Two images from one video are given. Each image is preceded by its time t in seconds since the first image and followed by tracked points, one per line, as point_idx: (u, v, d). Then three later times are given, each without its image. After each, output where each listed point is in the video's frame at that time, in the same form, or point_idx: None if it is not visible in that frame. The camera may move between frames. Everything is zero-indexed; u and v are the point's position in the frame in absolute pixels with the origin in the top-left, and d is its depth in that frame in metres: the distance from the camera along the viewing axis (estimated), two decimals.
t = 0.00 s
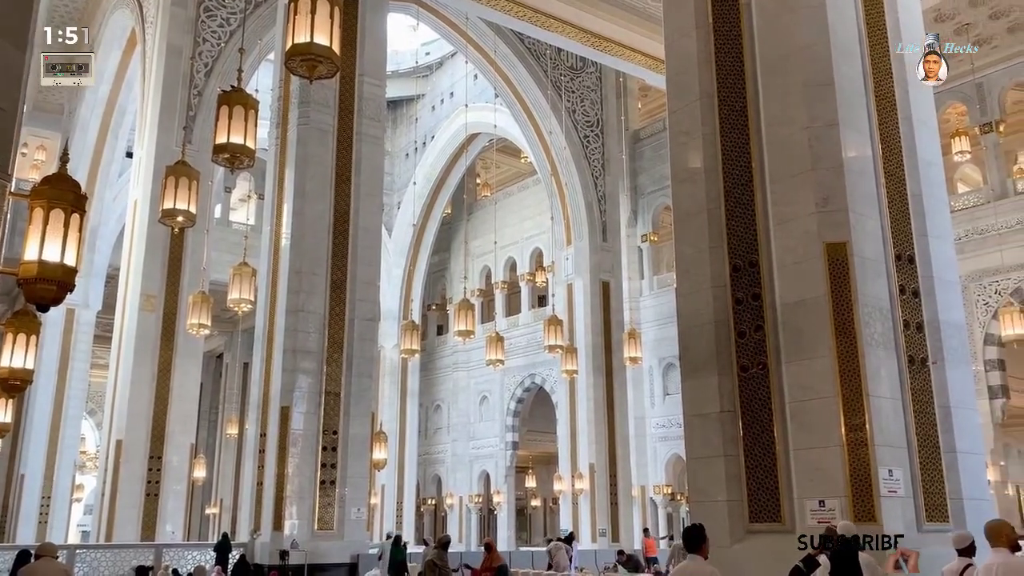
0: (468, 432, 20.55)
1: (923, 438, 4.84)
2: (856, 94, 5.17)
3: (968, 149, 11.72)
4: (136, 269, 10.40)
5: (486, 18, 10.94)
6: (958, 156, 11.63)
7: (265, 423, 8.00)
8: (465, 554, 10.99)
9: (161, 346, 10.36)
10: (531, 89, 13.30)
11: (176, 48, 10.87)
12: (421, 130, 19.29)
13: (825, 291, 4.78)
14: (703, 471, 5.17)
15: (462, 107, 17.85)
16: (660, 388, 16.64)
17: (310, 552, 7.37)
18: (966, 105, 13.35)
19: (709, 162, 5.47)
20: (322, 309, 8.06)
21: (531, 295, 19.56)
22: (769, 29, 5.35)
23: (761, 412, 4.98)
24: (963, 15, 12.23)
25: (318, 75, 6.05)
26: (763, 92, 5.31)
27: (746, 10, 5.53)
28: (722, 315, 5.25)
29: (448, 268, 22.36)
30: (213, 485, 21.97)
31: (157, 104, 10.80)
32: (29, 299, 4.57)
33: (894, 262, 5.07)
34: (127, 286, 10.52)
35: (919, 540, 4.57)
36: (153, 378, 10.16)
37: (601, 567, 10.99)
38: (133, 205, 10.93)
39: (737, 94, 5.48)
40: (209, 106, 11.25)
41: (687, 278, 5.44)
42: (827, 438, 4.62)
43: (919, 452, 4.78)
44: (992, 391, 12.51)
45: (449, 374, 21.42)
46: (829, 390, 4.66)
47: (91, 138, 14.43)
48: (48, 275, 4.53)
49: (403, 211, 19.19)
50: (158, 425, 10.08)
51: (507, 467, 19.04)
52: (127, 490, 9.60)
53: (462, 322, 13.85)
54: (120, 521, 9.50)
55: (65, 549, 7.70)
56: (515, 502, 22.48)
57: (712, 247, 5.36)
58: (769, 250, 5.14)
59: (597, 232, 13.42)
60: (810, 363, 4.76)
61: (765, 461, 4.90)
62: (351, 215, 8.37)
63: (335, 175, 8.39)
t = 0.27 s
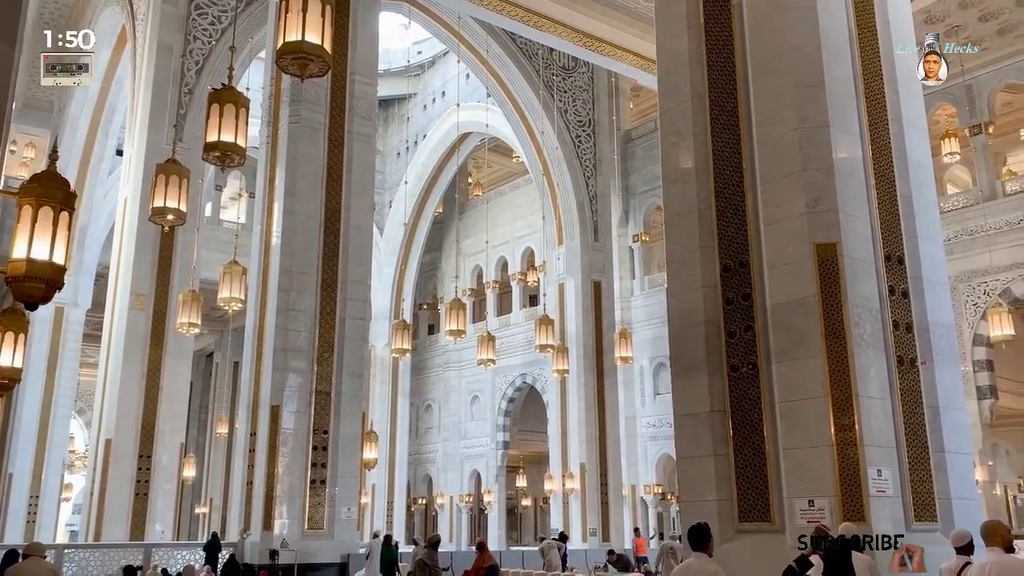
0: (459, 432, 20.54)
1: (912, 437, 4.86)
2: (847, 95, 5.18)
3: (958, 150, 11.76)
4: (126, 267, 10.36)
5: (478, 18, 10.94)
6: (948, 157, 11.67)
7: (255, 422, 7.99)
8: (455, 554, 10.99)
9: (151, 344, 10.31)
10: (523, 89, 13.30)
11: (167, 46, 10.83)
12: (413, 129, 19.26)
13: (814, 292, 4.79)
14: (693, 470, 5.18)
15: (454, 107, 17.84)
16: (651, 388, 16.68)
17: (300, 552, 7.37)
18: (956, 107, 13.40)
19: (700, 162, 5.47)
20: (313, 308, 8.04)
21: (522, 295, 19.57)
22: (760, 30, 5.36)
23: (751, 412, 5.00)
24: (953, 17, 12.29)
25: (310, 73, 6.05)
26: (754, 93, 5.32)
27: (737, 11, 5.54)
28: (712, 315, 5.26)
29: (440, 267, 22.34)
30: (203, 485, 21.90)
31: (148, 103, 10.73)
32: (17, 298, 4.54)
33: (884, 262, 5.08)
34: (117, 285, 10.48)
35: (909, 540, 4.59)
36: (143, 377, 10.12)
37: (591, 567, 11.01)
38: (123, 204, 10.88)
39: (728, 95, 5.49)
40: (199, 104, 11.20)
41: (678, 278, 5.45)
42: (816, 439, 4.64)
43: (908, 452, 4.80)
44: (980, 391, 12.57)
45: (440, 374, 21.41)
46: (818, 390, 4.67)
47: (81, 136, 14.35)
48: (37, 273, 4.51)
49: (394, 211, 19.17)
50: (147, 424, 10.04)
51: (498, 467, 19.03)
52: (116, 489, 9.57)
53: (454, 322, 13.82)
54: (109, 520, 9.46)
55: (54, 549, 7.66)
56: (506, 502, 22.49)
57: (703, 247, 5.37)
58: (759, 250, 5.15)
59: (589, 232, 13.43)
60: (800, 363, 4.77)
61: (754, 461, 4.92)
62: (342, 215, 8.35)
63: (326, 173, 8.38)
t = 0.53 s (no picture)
0: (448, 431, 20.53)
1: (898, 438, 4.89)
2: (835, 97, 5.21)
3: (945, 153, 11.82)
4: (113, 265, 10.30)
5: (468, 17, 10.94)
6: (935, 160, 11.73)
7: (242, 421, 7.96)
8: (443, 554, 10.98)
9: (138, 343, 10.25)
10: (513, 89, 13.30)
11: (155, 43, 10.77)
12: (403, 128, 19.23)
13: (802, 293, 4.81)
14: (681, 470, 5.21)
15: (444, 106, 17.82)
16: (639, 388, 16.72)
17: (288, 552, 7.36)
18: (943, 110, 13.49)
19: (689, 163, 5.51)
20: (301, 307, 8.02)
21: (511, 294, 19.58)
22: (749, 32, 5.38)
23: (739, 412, 5.01)
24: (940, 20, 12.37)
25: (299, 72, 6.03)
26: (743, 94, 5.34)
27: (727, 13, 5.56)
28: (700, 315, 5.30)
29: (429, 267, 22.31)
30: (190, 484, 21.79)
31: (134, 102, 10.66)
32: (3, 295, 4.51)
33: (871, 264, 5.11)
34: (104, 283, 10.42)
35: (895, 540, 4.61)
36: (129, 376, 10.07)
37: (579, 567, 11.02)
38: (110, 201, 10.82)
39: (717, 96, 5.51)
40: (188, 102, 11.15)
41: (667, 279, 5.47)
42: (803, 439, 4.66)
43: (894, 453, 4.83)
44: (966, 392, 12.64)
45: (429, 373, 21.40)
46: (805, 391, 4.70)
47: (68, 133, 14.25)
48: (23, 271, 4.48)
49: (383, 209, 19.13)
50: (134, 423, 9.99)
51: (486, 466, 19.03)
52: (102, 488, 9.52)
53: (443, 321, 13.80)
54: (95, 519, 9.41)
55: (38, 549, 7.61)
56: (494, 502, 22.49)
57: (692, 248, 5.40)
58: (747, 251, 5.17)
59: (578, 232, 13.44)
60: (787, 364, 4.79)
61: (741, 461, 4.94)
62: (331, 214, 8.34)
63: (314, 172, 8.35)
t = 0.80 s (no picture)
0: (436, 431, 20.51)
1: (884, 438, 4.92)
2: (822, 98, 5.24)
3: (931, 155, 11.89)
4: (99, 263, 10.24)
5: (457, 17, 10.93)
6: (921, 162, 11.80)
7: (229, 420, 7.93)
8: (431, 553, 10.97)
9: (125, 340, 10.20)
10: (502, 88, 13.29)
11: (143, 41, 10.71)
12: (392, 126, 19.19)
13: (789, 293, 4.83)
14: (668, 470, 5.22)
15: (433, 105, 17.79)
16: (627, 388, 16.75)
17: (275, 551, 7.37)
18: (929, 112, 13.57)
19: (677, 164, 5.53)
20: (288, 305, 7.99)
21: (500, 294, 19.57)
22: (738, 33, 5.39)
23: (726, 412, 5.03)
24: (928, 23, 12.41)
25: (288, 70, 6.01)
26: (731, 96, 5.36)
27: (715, 15, 5.58)
28: (688, 316, 5.31)
29: (418, 266, 22.28)
30: (176, 483, 21.69)
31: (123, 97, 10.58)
32: None
33: (857, 265, 5.14)
34: (90, 281, 10.37)
35: (879, 539, 4.64)
36: (116, 374, 10.01)
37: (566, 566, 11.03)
38: (97, 199, 10.76)
39: (706, 98, 5.53)
40: (176, 99, 11.07)
41: (655, 279, 5.48)
42: (789, 439, 4.68)
43: (879, 453, 4.86)
44: (951, 393, 12.72)
45: (417, 372, 21.38)
46: (792, 391, 4.72)
47: (54, 130, 14.16)
48: (8, 267, 4.54)
49: (372, 208, 19.09)
50: (120, 422, 9.94)
51: (474, 466, 19.02)
52: (87, 487, 9.46)
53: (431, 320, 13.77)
54: (80, 518, 9.37)
55: (22, 548, 7.57)
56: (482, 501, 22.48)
57: (680, 249, 5.41)
58: (735, 252, 5.19)
59: (567, 232, 13.46)
60: (774, 364, 4.81)
61: (728, 461, 4.95)
62: (319, 212, 8.31)
63: (303, 170, 8.33)
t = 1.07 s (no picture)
0: (425, 430, 20.49)
1: (871, 439, 4.94)
2: (811, 99, 5.26)
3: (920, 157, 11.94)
4: (87, 261, 10.19)
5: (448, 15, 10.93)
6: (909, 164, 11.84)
7: (217, 418, 7.90)
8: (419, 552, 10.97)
9: (113, 338, 10.15)
10: (493, 87, 13.28)
11: (133, 38, 10.68)
12: (382, 125, 19.16)
13: (778, 294, 4.85)
14: (657, 469, 5.23)
15: (424, 104, 17.78)
16: (616, 388, 16.77)
17: (263, 551, 7.35)
18: (918, 114, 13.63)
19: (667, 164, 5.54)
20: (277, 304, 7.96)
21: (490, 293, 19.58)
22: (727, 34, 5.40)
23: (714, 412, 5.05)
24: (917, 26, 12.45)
25: (278, 67, 5.99)
26: (720, 96, 5.38)
27: (706, 16, 5.60)
28: (678, 316, 5.32)
29: (408, 265, 22.25)
30: (164, 481, 21.60)
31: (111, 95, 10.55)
32: None
33: (846, 266, 5.16)
34: (78, 279, 10.32)
35: (867, 538, 4.66)
36: (103, 372, 9.97)
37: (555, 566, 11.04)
38: (85, 196, 10.72)
39: (696, 98, 5.55)
40: (165, 96, 11.02)
41: (645, 279, 5.49)
42: (777, 439, 4.69)
43: (867, 454, 4.89)
44: (938, 394, 12.79)
45: (407, 372, 21.36)
46: (780, 391, 4.74)
47: (42, 127, 14.08)
48: None
49: (362, 207, 19.04)
50: (108, 420, 9.89)
51: (464, 465, 19.01)
52: (74, 486, 9.42)
53: (421, 319, 13.74)
54: (67, 517, 9.33)
55: (9, 547, 7.52)
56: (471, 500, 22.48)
57: (670, 249, 5.42)
58: (724, 253, 5.21)
59: (557, 232, 13.46)
60: (763, 364, 4.83)
61: (716, 460, 4.97)
62: (309, 211, 8.28)
63: (293, 168, 8.30)
